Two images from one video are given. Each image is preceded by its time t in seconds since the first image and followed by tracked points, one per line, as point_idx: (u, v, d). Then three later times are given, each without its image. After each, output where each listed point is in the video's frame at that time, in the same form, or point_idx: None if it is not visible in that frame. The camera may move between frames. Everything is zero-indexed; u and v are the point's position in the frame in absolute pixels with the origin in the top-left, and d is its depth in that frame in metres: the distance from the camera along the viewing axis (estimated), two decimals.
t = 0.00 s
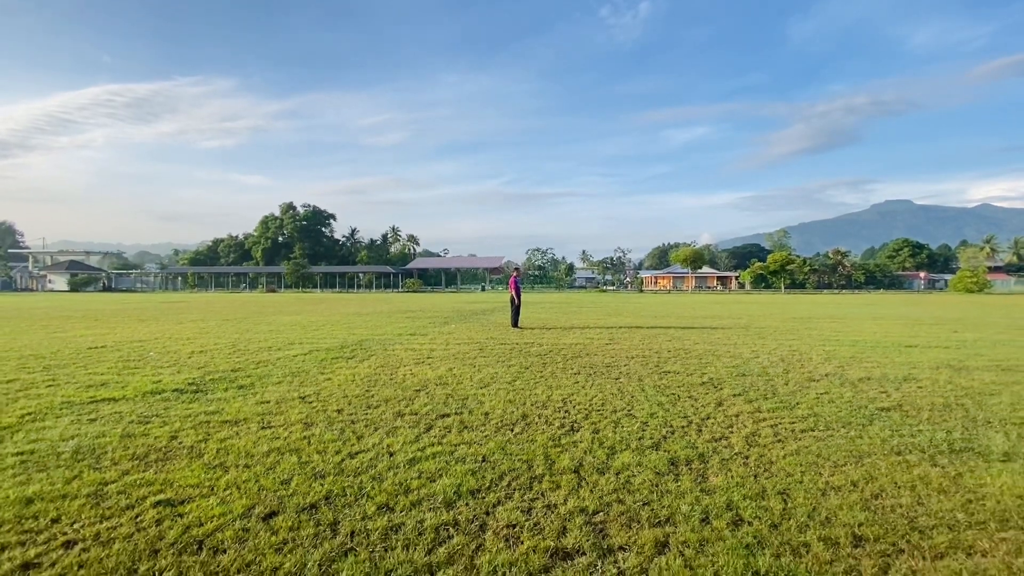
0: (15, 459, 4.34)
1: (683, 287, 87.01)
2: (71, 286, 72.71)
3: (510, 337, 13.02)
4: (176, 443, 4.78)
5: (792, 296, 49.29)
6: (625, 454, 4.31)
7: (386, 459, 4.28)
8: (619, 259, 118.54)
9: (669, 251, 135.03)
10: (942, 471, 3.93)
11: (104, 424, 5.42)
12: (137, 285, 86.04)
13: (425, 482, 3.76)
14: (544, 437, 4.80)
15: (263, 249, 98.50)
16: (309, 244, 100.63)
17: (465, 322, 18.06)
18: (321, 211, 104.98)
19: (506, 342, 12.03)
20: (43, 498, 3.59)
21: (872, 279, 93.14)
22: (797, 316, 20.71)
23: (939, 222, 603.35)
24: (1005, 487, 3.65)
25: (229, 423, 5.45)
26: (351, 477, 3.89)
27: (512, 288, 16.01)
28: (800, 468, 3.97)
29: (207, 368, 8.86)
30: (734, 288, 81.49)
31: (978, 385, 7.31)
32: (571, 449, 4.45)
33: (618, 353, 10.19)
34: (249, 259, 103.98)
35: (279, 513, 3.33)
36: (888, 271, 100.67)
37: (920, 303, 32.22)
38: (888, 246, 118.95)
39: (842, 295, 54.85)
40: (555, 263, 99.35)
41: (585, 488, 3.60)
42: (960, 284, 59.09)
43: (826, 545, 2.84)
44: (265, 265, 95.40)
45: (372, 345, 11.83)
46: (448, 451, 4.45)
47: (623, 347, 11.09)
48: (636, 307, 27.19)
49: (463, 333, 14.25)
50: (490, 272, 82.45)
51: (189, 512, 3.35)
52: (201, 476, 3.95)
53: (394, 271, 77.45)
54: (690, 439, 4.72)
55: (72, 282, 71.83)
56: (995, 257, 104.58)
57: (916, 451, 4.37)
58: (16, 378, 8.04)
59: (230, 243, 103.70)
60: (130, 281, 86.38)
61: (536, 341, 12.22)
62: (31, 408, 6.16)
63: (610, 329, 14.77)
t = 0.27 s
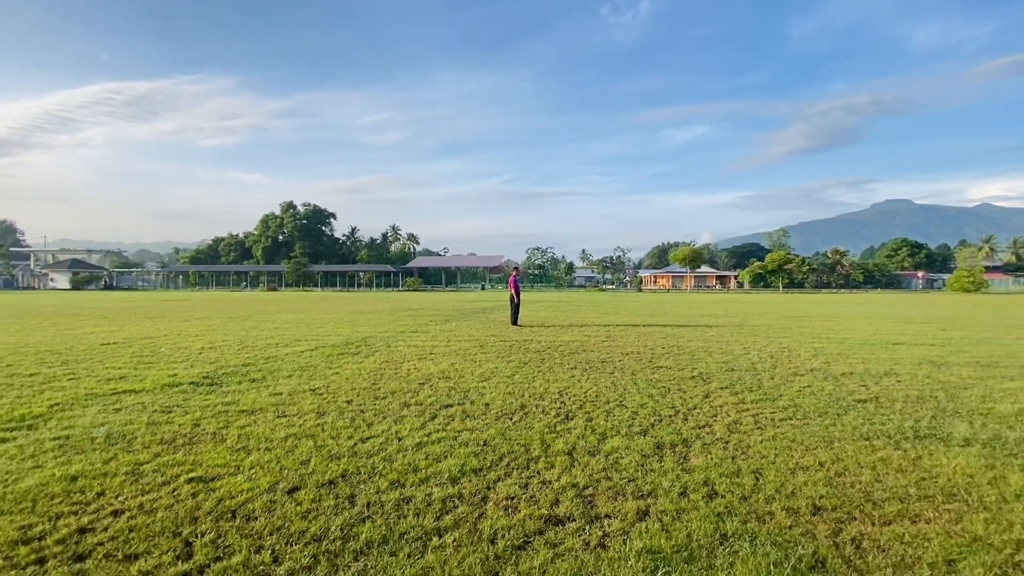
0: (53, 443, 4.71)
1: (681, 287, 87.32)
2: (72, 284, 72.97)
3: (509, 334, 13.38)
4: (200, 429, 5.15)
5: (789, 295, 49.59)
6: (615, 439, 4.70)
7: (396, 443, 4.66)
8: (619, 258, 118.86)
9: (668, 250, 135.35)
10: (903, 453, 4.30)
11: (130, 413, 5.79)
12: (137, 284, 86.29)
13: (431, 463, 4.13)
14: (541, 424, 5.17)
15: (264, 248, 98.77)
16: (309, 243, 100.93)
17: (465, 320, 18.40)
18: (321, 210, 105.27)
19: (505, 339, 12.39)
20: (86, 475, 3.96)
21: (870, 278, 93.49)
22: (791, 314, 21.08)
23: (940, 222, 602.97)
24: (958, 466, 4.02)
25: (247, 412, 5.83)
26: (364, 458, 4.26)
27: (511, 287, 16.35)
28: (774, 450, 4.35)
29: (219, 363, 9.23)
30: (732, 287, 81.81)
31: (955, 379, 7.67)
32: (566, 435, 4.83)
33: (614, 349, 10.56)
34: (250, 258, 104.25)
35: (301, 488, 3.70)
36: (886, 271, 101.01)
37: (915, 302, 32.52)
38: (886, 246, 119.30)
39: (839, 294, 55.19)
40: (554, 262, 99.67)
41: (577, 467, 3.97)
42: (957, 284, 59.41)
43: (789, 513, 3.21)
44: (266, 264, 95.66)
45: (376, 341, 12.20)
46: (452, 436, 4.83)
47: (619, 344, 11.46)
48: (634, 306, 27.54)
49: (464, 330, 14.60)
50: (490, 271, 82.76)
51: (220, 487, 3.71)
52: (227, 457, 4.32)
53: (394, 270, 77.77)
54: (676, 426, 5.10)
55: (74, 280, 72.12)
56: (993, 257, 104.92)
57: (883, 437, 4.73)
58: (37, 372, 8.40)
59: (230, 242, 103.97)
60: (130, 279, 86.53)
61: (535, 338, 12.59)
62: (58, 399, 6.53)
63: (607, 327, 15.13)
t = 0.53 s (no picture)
0: (88, 429, 5.09)
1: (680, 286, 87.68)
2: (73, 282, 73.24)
3: (509, 332, 13.76)
4: (222, 417, 5.54)
5: (786, 295, 49.98)
6: (608, 425, 5.09)
7: (405, 428, 5.05)
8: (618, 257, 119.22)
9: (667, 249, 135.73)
10: (872, 438, 4.68)
11: (154, 402, 6.17)
12: (139, 282, 86.60)
13: (439, 446, 4.51)
14: (540, 413, 5.55)
15: (264, 246, 99.06)
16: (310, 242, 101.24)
17: (465, 319, 18.75)
18: (321, 208, 105.58)
19: (505, 336, 12.78)
20: (125, 456, 4.33)
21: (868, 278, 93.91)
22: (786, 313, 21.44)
23: (939, 221, 603.46)
24: (920, 448, 4.40)
25: (264, 402, 6.22)
26: (377, 442, 4.65)
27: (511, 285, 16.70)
28: (753, 435, 4.74)
29: (231, 358, 9.61)
30: (731, 287, 82.19)
31: (934, 373, 8.05)
32: (562, 422, 5.23)
33: (610, 346, 10.94)
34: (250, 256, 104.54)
35: (321, 467, 4.08)
36: (884, 270, 101.41)
37: (912, 301, 32.87)
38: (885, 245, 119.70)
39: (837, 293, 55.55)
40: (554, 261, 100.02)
41: (572, 449, 4.35)
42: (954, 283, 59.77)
43: (761, 487, 3.59)
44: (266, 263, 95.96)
45: (380, 338, 12.58)
46: (457, 423, 5.22)
47: (615, 341, 11.85)
48: (632, 305, 27.91)
49: (465, 328, 14.97)
50: (490, 270, 83.14)
51: (248, 466, 4.09)
52: (251, 441, 4.70)
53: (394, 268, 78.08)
54: (665, 414, 5.49)
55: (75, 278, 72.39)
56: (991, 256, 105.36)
57: (856, 424, 5.12)
58: (57, 366, 8.78)
59: (231, 240, 104.26)
60: (131, 277, 86.73)
61: (534, 336, 12.98)
62: (83, 390, 6.91)
63: (604, 325, 15.51)
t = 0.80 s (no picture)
0: (116, 420, 5.47)
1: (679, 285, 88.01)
2: (74, 281, 73.67)
3: (509, 331, 14.12)
4: (239, 409, 5.93)
5: (783, 294, 50.31)
6: (599, 416, 5.49)
7: (412, 419, 5.43)
8: (617, 257, 119.59)
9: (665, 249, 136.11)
10: (842, 427, 5.09)
11: (173, 396, 6.55)
12: (138, 281, 86.77)
13: (443, 434, 4.90)
14: (537, 405, 5.94)
15: (264, 246, 99.31)
16: (309, 241, 101.42)
17: (465, 318, 19.11)
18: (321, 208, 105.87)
19: (504, 335, 13.17)
20: (156, 443, 4.72)
21: (866, 278, 94.20)
22: (782, 312, 21.76)
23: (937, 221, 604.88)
24: (884, 436, 4.80)
25: (277, 395, 6.61)
26: (387, 430, 5.04)
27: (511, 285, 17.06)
28: (733, 424, 5.14)
29: (241, 355, 10.01)
30: (728, 286, 82.62)
31: (914, 369, 8.46)
32: (558, 413, 5.62)
33: (606, 344, 11.31)
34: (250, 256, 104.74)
35: (337, 452, 4.47)
36: (882, 270, 101.87)
37: (905, 301, 33.33)
38: (883, 245, 120.14)
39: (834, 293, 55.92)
40: (553, 260, 100.24)
41: (566, 437, 4.74)
42: (949, 283, 60.34)
43: (735, 469, 3.99)
44: (265, 262, 96.23)
45: (382, 337, 12.93)
46: (460, 414, 5.61)
47: (611, 340, 12.21)
48: (629, 304, 28.28)
49: (465, 327, 15.34)
50: (489, 270, 83.70)
51: (270, 451, 4.49)
52: (270, 430, 5.10)
53: (393, 268, 78.42)
54: (653, 406, 5.88)
55: (76, 278, 72.71)
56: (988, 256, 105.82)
57: (830, 415, 5.52)
58: (75, 362, 9.16)
59: (229, 239, 104.25)
60: (131, 276, 86.94)
61: (532, 334, 13.33)
62: (104, 385, 7.27)
63: (601, 324, 15.85)
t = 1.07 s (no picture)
0: (140, 413, 5.82)
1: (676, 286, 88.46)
2: (74, 281, 73.89)
3: (507, 331, 14.50)
4: (254, 403, 6.29)
5: (779, 294, 50.78)
6: (592, 409, 5.88)
7: (416, 412, 5.81)
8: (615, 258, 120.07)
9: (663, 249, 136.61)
10: (817, 418, 5.48)
11: (190, 392, 6.91)
12: (137, 281, 86.95)
13: (447, 425, 5.28)
14: (534, 400, 6.32)
15: (262, 246, 99.54)
16: (308, 241, 101.69)
17: (465, 318, 19.48)
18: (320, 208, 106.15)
19: (503, 334, 13.56)
20: (180, 433, 5.08)
21: (863, 278, 94.76)
22: (776, 312, 22.18)
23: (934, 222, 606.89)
24: (855, 427, 5.19)
25: (288, 391, 6.97)
26: (394, 422, 5.42)
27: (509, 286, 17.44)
28: (716, 417, 5.53)
29: (249, 354, 10.36)
30: (726, 287, 83.14)
31: (894, 367, 8.86)
32: (553, 406, 6.00)
33: (601, 343, 11.71)
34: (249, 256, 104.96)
35: (349, 441, 4.84)
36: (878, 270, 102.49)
37: (899, 301, 33.81)
38: (879, 246, 120.76)
39: (829, 294, 56.41)
40: (551, 261, 100.62)
41: (561, 427, 5.12)
42: (943, 284, 60.92)
43: (714, 455, 4.37)
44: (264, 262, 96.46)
45: (384, 336, 13.32)
46: (462, 407, 5.99)
47: (607, 339, 12.61)
48: (626, 305, 28.69)
49: (465, 327, 15.72)
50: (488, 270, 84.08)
51: (287, 440, 4.85)
52: (285, 422, 5.46)
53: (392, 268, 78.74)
54: (643, 400, 6.26)
55: (76, 278, 72.93)
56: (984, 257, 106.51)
57: (807, 408, 5.91)
58: (90, 360, 9.51)
59: (228, 239, 104.47)
60: (130, 276, 87.12)
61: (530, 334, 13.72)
62: (121, 381, 7.62)
63: (597, 324, 16.26)
